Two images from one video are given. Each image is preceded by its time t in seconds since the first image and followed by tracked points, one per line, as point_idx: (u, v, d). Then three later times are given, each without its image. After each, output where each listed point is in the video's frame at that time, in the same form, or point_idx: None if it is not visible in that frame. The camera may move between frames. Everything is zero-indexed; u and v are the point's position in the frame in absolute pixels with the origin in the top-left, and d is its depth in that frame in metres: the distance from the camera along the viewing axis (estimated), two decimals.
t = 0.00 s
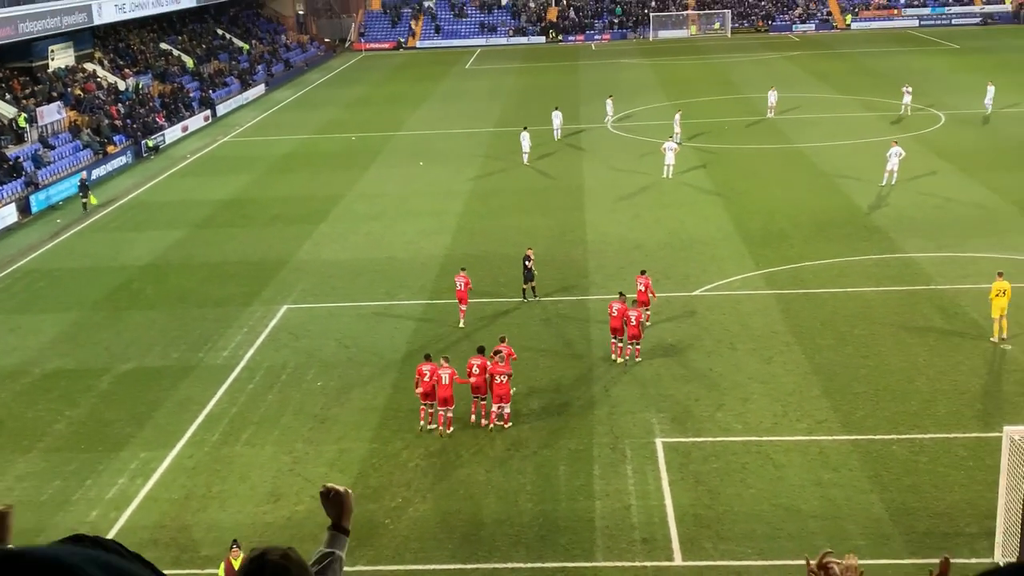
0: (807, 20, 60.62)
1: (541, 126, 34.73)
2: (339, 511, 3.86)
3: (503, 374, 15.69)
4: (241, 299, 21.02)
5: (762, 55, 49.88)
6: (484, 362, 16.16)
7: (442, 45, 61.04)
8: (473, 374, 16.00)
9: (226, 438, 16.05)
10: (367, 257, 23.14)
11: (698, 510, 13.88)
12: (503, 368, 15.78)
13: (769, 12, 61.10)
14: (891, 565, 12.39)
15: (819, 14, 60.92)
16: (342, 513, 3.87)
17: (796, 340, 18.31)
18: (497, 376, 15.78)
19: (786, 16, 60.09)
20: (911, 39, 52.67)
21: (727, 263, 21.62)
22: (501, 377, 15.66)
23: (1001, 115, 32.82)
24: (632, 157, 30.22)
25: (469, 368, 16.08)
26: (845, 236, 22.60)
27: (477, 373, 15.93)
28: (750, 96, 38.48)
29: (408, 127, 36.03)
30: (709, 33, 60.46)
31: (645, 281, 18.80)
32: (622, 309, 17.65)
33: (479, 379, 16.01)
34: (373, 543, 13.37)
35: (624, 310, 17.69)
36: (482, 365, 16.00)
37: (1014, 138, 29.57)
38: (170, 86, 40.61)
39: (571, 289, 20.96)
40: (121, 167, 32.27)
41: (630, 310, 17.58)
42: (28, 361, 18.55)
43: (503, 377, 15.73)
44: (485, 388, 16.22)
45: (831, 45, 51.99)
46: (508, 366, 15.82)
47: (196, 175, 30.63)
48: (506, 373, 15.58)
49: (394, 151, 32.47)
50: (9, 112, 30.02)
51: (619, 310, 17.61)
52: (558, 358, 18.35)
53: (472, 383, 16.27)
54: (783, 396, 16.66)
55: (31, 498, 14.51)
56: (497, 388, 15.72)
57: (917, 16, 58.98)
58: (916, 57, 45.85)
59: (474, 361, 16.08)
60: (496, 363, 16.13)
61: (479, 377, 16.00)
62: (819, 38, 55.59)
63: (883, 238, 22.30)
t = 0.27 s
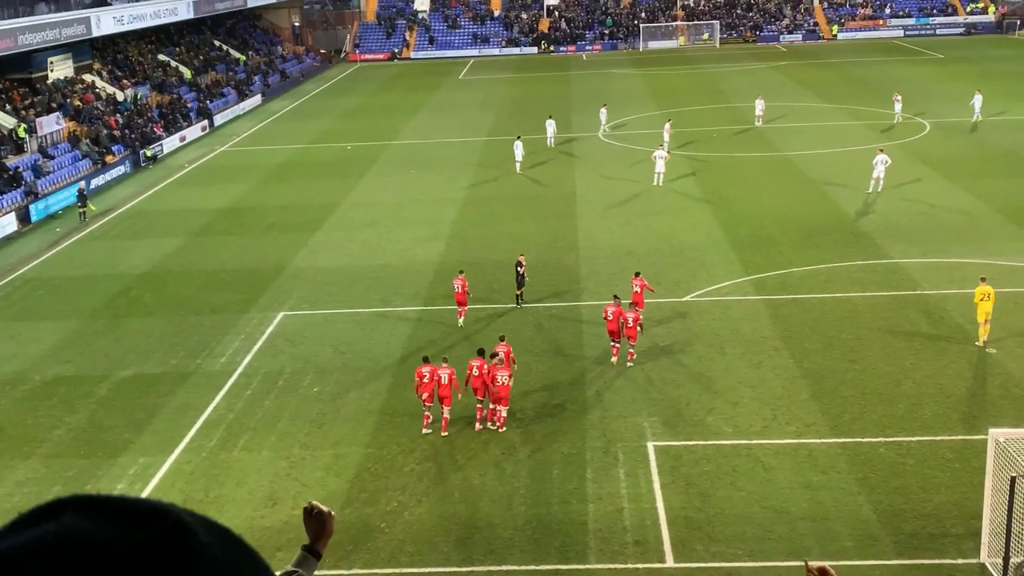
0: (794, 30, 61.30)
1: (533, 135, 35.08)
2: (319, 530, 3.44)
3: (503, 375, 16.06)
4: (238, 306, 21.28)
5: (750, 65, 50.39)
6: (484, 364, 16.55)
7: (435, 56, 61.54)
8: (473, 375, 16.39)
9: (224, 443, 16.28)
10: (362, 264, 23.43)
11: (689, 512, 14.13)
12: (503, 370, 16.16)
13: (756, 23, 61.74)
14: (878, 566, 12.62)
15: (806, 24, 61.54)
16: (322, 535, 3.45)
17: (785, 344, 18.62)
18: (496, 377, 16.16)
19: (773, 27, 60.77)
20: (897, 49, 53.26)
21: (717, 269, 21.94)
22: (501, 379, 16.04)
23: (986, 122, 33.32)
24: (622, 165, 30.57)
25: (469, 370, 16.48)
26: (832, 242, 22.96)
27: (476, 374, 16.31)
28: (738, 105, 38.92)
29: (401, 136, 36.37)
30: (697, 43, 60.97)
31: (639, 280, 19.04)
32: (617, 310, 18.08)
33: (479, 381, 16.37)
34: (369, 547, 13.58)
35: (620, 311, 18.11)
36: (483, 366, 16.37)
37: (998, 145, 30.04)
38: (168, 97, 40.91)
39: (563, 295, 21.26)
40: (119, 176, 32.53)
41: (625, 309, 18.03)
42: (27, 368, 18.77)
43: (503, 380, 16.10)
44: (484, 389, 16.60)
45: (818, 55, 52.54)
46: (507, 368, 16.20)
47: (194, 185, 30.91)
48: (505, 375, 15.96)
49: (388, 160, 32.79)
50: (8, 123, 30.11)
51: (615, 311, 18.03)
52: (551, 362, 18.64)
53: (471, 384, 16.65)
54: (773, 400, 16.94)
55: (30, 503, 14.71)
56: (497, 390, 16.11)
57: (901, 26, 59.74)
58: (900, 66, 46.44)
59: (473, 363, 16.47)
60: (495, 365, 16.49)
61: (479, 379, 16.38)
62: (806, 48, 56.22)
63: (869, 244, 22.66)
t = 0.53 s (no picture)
0: (782, 38, 61.85)
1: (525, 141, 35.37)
2: (305, 544, 3.20)
3: (501, 374, 16.39)
4: (233, 311, 21.49)
5: (739, 72, 50.81)
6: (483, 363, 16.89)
7: (429, 63, 61.90)
8: (472, 373, 16.70)
9: (220, 446, 16.47)
10: (356, 269, 23.66)
11: (680, 513, 14.33)
12: (501, 369, 16.44)
13: (745, 31, 62.25)
14: (866, 566, 12.82)
15: (795, 32, 62.07)
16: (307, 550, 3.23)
17: (774, 347, 18.89)
18: (494, 376, 16.49)
19: (762, 34, 61.32)
20: (885, 56, 53.77)
21: (707, 274, 22.22)
22: (499, 377, 16.37)
23: (972, 128, 33.74)
24: (614, 171, 30.87)
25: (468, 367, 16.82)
26: (820, 247, 23.27)
27: (475, 372, 16.65)
28: (728, 112, 39.29)
29: (395, 142, 36.64)
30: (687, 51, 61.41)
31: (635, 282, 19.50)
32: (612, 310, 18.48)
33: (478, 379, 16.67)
34: (364, 549, 13.75)
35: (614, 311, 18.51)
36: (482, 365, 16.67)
37: (985, 151, 30.41)
38: (164, 103, 41.13)
39: (556, 299, 21.51)
40: (116, 182, 32.72)
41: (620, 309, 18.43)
42: (25, 372, 18.94)
43: (501, 379, 16.39)
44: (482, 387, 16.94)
45: (806, 61, 52.99)
46: (506, 367, 16.54)
47: (189, 190, 31.11)
48: (503, 374, 16.29)
49: (382, 166, 33.03)
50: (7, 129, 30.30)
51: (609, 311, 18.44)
52: (544, 365, 18.88)
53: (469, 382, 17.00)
54: (762, 402, 17.18)
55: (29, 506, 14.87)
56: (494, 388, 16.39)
57: (888, 33, 60.36)
58: (887, 73, 46.95)
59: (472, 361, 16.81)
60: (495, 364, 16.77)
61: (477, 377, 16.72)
62: (795, 55, 56.68)
63: (857, 249, 22.97)
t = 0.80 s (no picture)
0: (771, 42, 62.31)
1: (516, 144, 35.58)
2: (314, 549, 3.89)
3: (497, 370, 16.61)
4: (227, 312, 21.62)
5: (728, 76, 51.17)
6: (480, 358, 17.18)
7: (421, 67, 62.14)
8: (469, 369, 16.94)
9: (214, 447, 16.60)
10: (349, 271, 23.81)
11: (669, 512, 14.47)
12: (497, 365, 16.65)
13: (734, 35, 62.68)
14: (853, 564, 12.92)
15: (783, 36, 62.54)
16: (315, 554, 3.91)
17: (762, 348, 19.10)
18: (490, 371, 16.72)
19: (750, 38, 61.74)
20: (873, 59, 54.21)
21: (696, 275, 22.44)
22: (494, 372, 16.60)
23: (958, 131, 34.09)
24: (604, 173, 31.09)
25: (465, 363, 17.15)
26: (808, 249, 23.51)
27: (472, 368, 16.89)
28: (717, 115, 39.58)
29: (388, 145, 36.83)
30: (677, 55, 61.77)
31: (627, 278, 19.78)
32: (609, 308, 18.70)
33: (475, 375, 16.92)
34: (357, 548, 13.85)
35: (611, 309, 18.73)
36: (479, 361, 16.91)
37: (971, 153, 30.73)
38: (158, 106, 41.23)
39: (547, 300, 21.70)
40: (110, 184, 32.81)
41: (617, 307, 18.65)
42: (19, 374, 19.04)
43: (497, 374, 16.61)
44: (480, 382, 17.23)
45: (794, 66, 53.39)
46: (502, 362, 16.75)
47: (183, 192, 31.23)
48: (499, 369, 16.51)
49: (374, 168, 33.19)
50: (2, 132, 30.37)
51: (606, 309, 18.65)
52: (535, 366, 19.05)
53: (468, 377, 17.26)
54: (751, 402, 17.37)
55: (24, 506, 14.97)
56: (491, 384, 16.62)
57: (875, 37, 60.90)
58: (873, 77, 47.35)
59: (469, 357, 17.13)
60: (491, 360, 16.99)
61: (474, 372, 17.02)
62: (783, 59, 57.09)
63: (845, 251, 23.22)
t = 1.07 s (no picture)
0: (760, 46, 62.76)
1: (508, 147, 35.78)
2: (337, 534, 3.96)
3: (496, 368, 16.95)
4: (221, 314, 21.75)
5: (718, 80, 51.49)
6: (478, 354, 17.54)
7: (414, 71, 62.37)
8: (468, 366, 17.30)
9: (208, 448, 16.73)
10: (342, 273, 23.96)
11: (660, 511, 14.60)
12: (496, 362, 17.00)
13: (723, 40, 63.07)
14: (842, 563, 13.03)
15: (771, 41, 62.95)
16: (340, 537, 3.99)
17: (751, 349, 19.32)
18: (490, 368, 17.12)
19: (740, 43, 62.20)
20: (861, 63, 54.63)
21: (686, 277, 22.66)
22: (494, 369, 17.00)
23: (945, 134, 34.42)
24: (596, 176, 31.31)
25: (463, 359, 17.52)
26: (797, 251, 23.75)
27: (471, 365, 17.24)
28: (706, 118, 39.86)
29: (380, 148, 37.02)
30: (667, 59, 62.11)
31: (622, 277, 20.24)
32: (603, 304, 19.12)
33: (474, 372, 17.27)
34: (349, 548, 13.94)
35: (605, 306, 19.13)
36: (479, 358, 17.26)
37: (958, 156, 31.04)
38: (152, 109, 41.34)
39: (539, 302, 21.88)
40: (105, 187, 32.91)
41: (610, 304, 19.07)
42: (15, 375, 19.14)
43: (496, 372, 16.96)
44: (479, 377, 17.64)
45: (783, 70, 53.74)
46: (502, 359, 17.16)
47: (177, 195, 31.35)
48: (498, 366, 16.91)
49: (367, 171, 33.36)
50: None
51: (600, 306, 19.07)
52: (527, 367, 19.23)
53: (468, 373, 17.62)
54: (740, 402, 17.55)
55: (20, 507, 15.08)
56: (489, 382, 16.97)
57: (863, 42, 61.41)
58: (861, 81, 47.76)
59: (468, 354, 17.50)
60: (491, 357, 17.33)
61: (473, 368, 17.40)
62: (772, 63, 57.49)
63: (833, 253, 23.47)
